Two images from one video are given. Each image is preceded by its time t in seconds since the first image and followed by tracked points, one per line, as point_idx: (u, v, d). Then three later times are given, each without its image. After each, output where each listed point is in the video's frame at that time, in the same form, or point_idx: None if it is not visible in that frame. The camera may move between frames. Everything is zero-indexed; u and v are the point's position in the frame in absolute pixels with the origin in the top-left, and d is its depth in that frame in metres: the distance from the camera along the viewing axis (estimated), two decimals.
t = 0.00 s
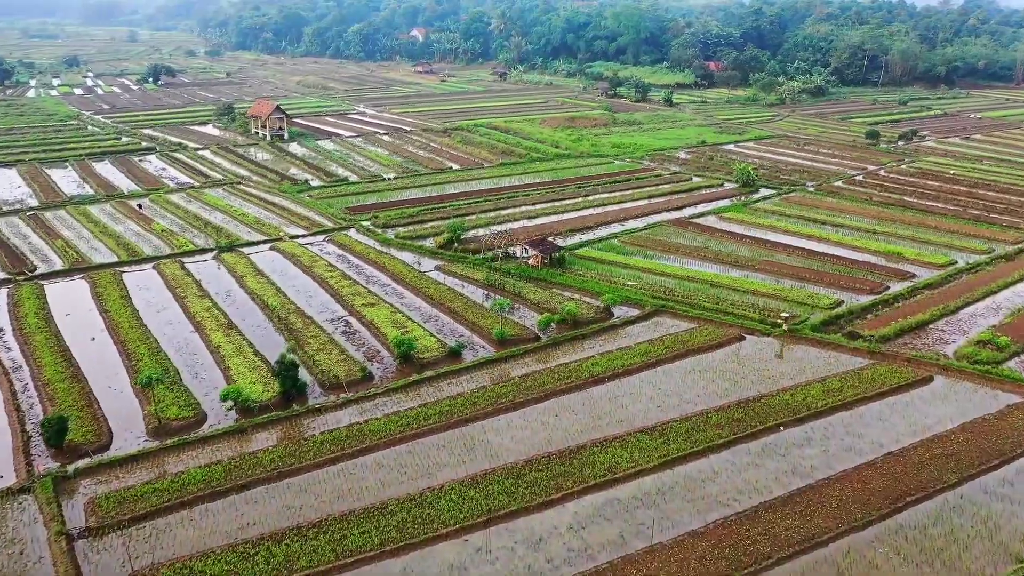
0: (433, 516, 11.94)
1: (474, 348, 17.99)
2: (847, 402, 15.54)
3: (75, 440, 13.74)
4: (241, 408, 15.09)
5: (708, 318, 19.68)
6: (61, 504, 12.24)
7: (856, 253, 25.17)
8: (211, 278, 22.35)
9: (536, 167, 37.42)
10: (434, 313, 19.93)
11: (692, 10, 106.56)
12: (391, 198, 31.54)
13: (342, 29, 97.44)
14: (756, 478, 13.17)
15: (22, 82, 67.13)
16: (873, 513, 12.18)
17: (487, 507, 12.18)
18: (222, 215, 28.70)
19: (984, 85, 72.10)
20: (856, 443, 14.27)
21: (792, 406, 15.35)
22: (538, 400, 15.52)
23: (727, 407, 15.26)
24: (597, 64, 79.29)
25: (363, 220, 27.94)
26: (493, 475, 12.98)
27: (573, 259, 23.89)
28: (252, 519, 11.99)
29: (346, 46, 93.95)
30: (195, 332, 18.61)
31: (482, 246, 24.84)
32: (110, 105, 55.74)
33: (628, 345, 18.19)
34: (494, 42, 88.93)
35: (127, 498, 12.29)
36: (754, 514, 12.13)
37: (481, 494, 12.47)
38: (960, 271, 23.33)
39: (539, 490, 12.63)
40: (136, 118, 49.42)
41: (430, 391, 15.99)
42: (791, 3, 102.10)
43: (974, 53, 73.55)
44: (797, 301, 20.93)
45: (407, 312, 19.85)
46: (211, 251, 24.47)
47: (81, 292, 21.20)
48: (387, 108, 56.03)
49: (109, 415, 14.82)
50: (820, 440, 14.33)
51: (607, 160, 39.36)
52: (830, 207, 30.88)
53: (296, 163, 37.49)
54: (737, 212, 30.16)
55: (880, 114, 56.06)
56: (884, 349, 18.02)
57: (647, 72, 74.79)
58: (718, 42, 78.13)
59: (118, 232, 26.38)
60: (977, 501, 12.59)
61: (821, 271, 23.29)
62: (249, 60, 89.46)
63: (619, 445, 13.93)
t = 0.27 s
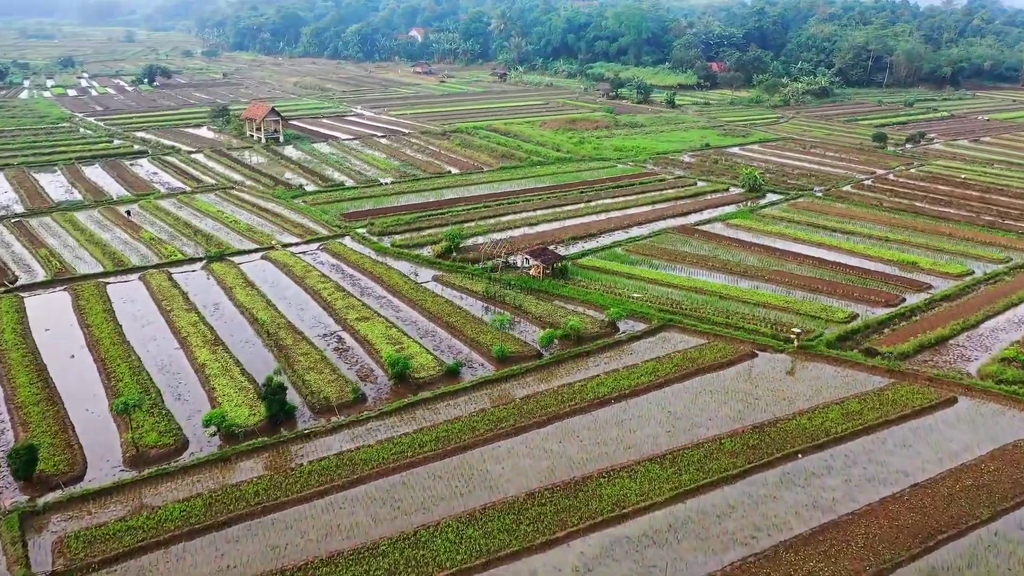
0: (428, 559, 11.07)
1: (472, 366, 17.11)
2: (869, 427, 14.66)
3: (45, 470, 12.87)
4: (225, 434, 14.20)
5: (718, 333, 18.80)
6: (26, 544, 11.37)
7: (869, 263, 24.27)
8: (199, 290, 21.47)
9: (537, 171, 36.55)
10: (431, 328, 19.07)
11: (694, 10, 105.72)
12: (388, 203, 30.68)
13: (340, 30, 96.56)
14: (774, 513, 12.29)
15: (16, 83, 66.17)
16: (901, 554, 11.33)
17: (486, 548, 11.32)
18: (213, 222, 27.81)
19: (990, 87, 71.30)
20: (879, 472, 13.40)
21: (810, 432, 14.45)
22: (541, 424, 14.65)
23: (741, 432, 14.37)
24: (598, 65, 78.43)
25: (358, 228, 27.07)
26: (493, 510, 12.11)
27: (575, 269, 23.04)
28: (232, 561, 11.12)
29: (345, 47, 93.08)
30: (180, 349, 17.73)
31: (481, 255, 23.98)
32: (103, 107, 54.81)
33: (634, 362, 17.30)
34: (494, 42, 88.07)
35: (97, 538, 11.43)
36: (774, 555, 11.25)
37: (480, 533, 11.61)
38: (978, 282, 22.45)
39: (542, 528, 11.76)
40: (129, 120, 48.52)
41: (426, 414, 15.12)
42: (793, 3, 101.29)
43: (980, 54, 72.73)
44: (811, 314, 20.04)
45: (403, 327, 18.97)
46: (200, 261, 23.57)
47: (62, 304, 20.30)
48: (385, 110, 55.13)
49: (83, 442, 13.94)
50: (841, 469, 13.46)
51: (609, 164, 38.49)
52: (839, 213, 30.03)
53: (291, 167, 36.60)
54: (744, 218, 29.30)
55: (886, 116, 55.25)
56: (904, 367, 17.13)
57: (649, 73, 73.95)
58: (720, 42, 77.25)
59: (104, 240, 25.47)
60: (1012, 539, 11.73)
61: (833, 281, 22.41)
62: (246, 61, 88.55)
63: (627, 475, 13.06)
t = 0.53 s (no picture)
0: None
1: (471, 386, 16.22)
2: (893, 455, 13.78)
3: (11, 506, 11.97)
4: (207, 463, 13.32)
5: (729, 350, 17.90)
6: None
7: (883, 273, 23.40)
8: (186, 302, 20.58)
9: (538, 176, 35.66)
10: (428, 345, 18.19)
11: (695, 10, 104.88)
12: (384, 209, 29.80)
13: (339, 30, 95.68)
14: (795, 553, 11.41)
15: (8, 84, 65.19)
16: None
17: None
18: (203, 229, 26.90)
19: (996, 88, 70.50)
20: (907, 507, 12.51)
21: (831, 461, 13.57)
22: (544, 452, 13.77)
23: (757, 461, 13.48)
24: (599, 66, 77.58)
25: (353, 236, 26.19)
26: (492, 552, 11.23)
27: (578, 280, 22.16)
28: None
29: (343, 47, 92.17)
30: (163, 367, 16.83)
31: (480, 265, 23.10)
32: (96, 109, 53.86)
33: (642, 382, 16.42)
34: (493, 43, 87.21)
35: None
36: None
37: None
38: (998, 294, 21.57)
39: (546, 571, 10.90)
40: (122, 123, 47.58)
41: (421, 441, 14.23)
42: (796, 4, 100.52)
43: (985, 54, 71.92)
44: (825, 329, 19.15)
45: (399, 344, 18.08)
46: (189, 271, 22.67)
47: (42, 318, 19.41)
48: (383, 112, 54.24)
49: (55, 473, 13.04)
50: (866, 503, 12.57)
51: (612, 168, 37.61)
52: (849, 220, 29.17)
53: (286, 171, 35.71)
54: (751, 226, 28.41)
55: (892, 118, 54.42)
56: (927, 387, 16.23)
57: (650, 74, 73.11)
58: (722, 43, 76.47)
59: (89, 249, 24.57)
60: None
61: (848, 293, 21.51)
62: (243, 61, 87.62)
63: (637, 510, 12.17)
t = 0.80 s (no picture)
0: None
1: (470, 409, 15.33)
2: (920, 487, 12.90)
3: None
4: (186, 498, 12.42)
5: (740, 369, 17.01)
6: None
7: (897, 285, 22.52)
8: (172, 316, 19.66)
9: (539, 180, 34.75)
10: (424, 363, 17.31)
11: (697, 10, 104.02)
12: (380, 216, 28.89)
13: (337, 30, 94.79)
14: None
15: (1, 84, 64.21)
16: None
17: None
18: (192, 237, 25.99)
19: (1003, 89, 69.70)
20: (939, 546, 11.62)
21: (854, 494, 12.69)
22: (547, 484, 12.89)
23: (775, 495, 12.59)
24: (600, 67, 76.76)
25: (348, 244, 25.32)
26: None
27: (581, 292, 21.28)
28: None
29: (341, 47, 91.26)
30: (144, 389, 15.92)
31: (479, 276, 22.21)
32: (89, 110, 52.90)
33: (650, 404, 15.54)
34: (493, 43, 86.36)
35: None
36: None
37: None
38: (1018, 307, 20.69)
39: None
40: (114, 125, 46.63)
41: (417, 471, 13.33)
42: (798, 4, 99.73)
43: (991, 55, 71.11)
44: (840, 346, 18.27)
45: (394, 362, 17.21)
46: (176, 282, 21.77)
47: (20, 334, 18.51)
48: (380, 114, 53.34)
49: (23, 508, 12.14)
50: (894, 542, 11.69)
51: (615, 172, 36.70)
52: (860, 226, 28.31)
53: (281, 175, 34.81)
54: (760, 233, 27.52)
55: (898, 120, 53.62)
56: (951, 410, 15.34)
57: (652, 75, 72.25)
58: (725, 43, 75.70)
59: (73, 258, 23.65)
60: None
61: (862, 306, 20.61)
62: (240, 62, 86.68)
63: (647, 551, 11.29)
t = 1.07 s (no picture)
0: None
1: (468, 435, 14.43)
2: (952, 525, 12.02)
3: None
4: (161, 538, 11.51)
5: (754, 390, 16.11)
6: None
7: (914, 297, 21.62)
8: (156, 332, 18.75)
9: (540, 185, 33.87)
10: (420, 383, 16.40)
11: (699, 10, 103.18)
12: (377, 223, 28.01)
13: (335, 31, 93.90)
14: None
15: None
16: None
17: None
18: (181, 246, 25.06)
19: (1009, 91, 68.86)
20: None
21: (883, 533, 11.79)
22: (552, 522, 12.00)
23: (798, 534, 11.68)
24: (601, 67, 75.88)
25: (342, 254, 24.43)
26: None
27: (585, 305, 20.40)
28: None
29: (339, 48, 90.34)
30: (123, 412, 15.02)
31: (478, 288, 21.33)
32: (82, 112, 51.96)
33: (660, 430, 14.65)
34: (493, 44, 85.50)
35: None
36: None
37: None
38: None
39: None
40: (106, 127, 45.71)
41: (411, 505, 12.43)
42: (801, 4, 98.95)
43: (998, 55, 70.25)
44: (858, 364, 17.37)
45: (388, 383, 16.32)
46: (162, 295, 20.85)
47: None
48: (378, 116, 52.46)
49: None
50: None
51: (617, 177, 35.82)
52: (871, 234, 27.43)
53: (275, 179, 33.90)
54: (768, 241, 26.64)
55: (905, 123, 52.76)
56: (980, 437, 14.44)
57: (654, 76, 71.37)
58: (727, 43, 74.94)
59: (56, 269, 22.72)
60: None
61: (879, 321, 19.71)
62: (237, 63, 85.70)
63: None
